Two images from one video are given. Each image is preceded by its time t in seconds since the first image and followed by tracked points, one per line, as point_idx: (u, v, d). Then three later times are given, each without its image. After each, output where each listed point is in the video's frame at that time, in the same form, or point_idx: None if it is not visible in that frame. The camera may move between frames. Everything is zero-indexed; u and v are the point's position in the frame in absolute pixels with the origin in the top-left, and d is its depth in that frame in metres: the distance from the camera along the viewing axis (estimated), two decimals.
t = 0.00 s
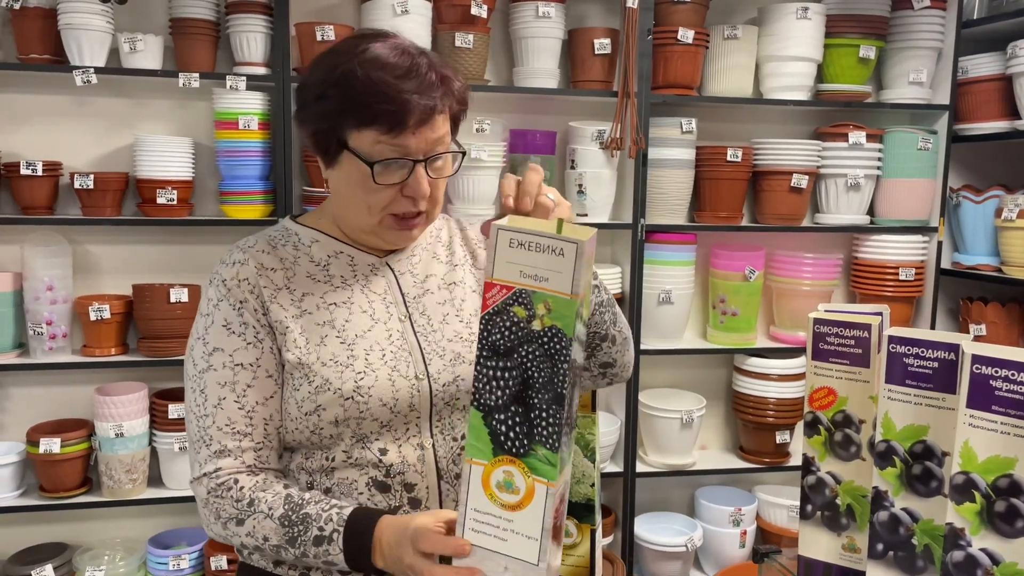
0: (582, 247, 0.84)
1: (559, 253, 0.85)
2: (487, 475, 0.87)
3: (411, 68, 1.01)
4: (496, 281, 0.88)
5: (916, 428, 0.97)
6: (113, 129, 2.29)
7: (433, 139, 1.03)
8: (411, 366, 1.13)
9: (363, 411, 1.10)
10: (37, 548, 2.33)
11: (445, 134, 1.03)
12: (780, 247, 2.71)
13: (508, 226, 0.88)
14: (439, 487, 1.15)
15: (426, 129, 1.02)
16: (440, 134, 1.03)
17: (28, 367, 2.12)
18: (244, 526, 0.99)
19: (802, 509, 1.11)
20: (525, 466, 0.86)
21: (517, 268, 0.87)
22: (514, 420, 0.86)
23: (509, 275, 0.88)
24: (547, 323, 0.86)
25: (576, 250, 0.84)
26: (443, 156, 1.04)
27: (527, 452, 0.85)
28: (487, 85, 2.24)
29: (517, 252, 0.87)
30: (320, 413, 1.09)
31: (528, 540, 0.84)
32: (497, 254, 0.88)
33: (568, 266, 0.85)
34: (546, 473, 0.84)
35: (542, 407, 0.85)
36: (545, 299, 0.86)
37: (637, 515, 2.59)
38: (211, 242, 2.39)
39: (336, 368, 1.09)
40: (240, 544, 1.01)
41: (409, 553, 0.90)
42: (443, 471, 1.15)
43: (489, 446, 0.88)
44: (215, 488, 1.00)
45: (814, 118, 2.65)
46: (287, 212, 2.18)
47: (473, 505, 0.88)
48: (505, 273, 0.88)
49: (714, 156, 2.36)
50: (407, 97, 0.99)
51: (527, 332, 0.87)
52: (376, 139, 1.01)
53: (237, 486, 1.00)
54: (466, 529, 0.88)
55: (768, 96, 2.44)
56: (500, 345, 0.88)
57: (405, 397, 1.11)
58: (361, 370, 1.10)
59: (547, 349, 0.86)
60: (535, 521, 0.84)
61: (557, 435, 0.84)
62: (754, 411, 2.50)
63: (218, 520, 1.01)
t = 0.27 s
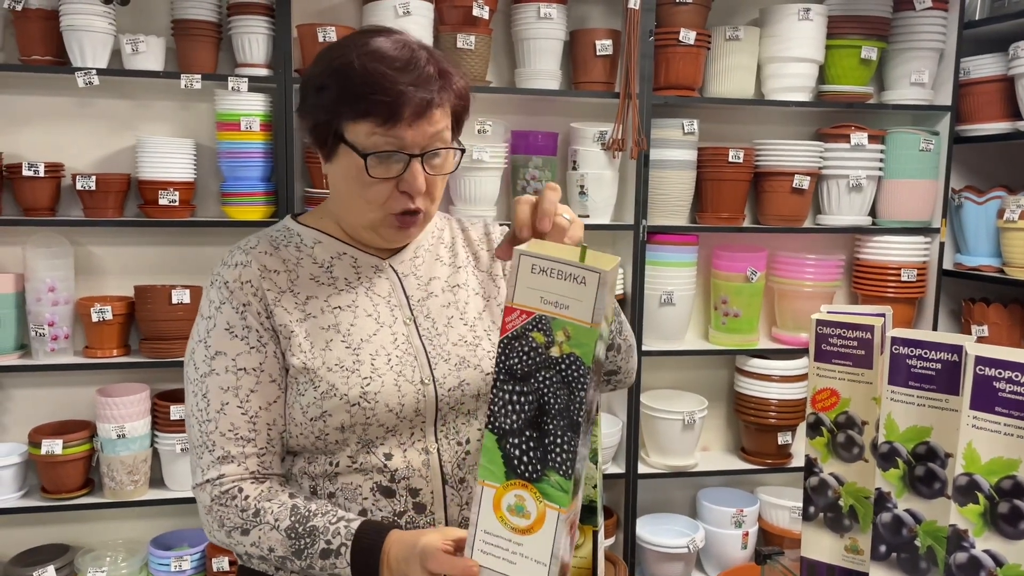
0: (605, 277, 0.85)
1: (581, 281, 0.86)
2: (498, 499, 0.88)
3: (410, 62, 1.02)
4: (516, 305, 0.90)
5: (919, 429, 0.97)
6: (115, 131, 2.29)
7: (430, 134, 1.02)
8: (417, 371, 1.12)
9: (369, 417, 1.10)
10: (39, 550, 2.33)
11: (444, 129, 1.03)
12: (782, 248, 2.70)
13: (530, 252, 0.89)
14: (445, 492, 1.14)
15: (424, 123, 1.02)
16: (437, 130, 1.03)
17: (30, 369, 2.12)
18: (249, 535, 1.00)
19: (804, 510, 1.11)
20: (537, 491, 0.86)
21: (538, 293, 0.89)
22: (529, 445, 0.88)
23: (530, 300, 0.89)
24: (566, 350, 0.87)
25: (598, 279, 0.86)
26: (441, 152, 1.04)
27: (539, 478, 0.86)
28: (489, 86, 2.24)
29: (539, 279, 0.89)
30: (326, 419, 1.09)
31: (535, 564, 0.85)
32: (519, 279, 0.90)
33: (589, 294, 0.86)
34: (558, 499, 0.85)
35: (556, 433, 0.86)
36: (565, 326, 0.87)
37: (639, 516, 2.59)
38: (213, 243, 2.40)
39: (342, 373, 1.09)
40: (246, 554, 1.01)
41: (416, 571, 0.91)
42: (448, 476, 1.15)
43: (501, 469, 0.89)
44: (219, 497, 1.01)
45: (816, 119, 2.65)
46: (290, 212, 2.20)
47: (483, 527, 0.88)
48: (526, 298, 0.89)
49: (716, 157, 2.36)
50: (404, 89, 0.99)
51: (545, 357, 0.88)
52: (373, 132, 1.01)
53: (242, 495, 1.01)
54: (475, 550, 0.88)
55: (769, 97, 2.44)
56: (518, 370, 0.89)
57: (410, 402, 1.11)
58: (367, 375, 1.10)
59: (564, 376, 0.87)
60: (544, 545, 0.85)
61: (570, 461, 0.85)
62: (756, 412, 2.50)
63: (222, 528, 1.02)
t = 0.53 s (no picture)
0: (614, 280, 0.87)
1: (589, 285, 0.89)
2: (501, 503, 0.90)
3: (385, 41, 1.03)
4: (524, 308, 0.91)
5: (921, 431, 0.97)
6: (118, 133, 2.29)
7: (409, 111, 1.03)
8: (411, 373, 1.12)
9: (363, 420, 1.10)
10: (41, 551, 2.33)
11: (422, 106, 1.04)
12: (783, 250, 2.71)
13: (539, 255, 0.91)
14: (440, 494, 1.15)
15: (401, 100, 1.02)
16: (416, 107, 1.03)
17: (32, 370, 2.13)
18: (243, 543, 1.00)
19: (806, 512, 1.11)
20: (541, 496, 0.89)
21: (546, 296, 0.91)
22: (534, 448, 0.90)
23: (537, 304, 0.91)
24: (573, 353, 0.89)
25: (607, 282, 0.88)
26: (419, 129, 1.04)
27: (544, 481, 0.89)
28: (490, 88, 2.24)
29: (548, 281, 0.91)
30: (319, 422, 1.08)
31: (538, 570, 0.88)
32: (528, 282, 0.92)
33: (598, 297, 0.88)
34: (563, 503, 0.88)
35: (562, 436, 0.89)
36: (573, 330, 0.89)
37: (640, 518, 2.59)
38: (216, 245, 2.40)
39: (334, 375, 1.09)
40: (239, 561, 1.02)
41: None
42: (443, 479, 1.15)
43: (506, 473, 0.91)
44: (211, 504, 1.01)
45: (817, 121, 2.65)
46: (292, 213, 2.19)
47: (486, 532, 0.90)
48: (534, 301, 0.91)
49: (717, 158, 2.36)
50: (377, 63, 1.01)
51: (552, 360, 0.90)
52: (350, 111, 1.02)
53: (233, 503, 1.01)
54: (476, 556, 0.90)
55: (771, 99, 2.45)
56: (524, 372, 0.91)
57: (404, 403, 1.11)
58: (361, 377, 1.09)
59: (571, 379, 0.89)
60: (547, 551, 0.87)
61: (575, 465, 0.87)
62: (757, 413, 2.50)
63: (213, 536, 1.02)
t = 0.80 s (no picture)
0: (604, 286, 0.90)
1: (580, 289, 0.91)
2: (482, 507, 0.92)
3: (350, 24, 1.05)
4: (516, 311, 0.94)
5: (923, 433, 0.97)
6: (120, 134, 2.30)
7: (376, 89, 1.03)
8: (393, 373, 1.12)
9: (344, 420, 1.09)
10: (43, 552, 2.33)
11: (389, 84, 1.04)
12: (785, 251, 2.70)
13: (533, 259, 0.94)
14: (423, 496, 1.15)
15: (367, 78, 1.03)
16: (384, 86, 1.04)
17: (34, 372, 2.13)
18: (224, 547, 1.00)
19: (809, 513, 1.12)
20: (522, 502, 0.90)
21: (538, 300, 0.93)
22: (517, 453, 0.91)
23: (529, 307, 0.94)
24: (561, 358, 0.91)
25: (597, 288, 0.90)
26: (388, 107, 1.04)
27: (525, 486, 0.90)
28: (492, 89, 2.24)
29: (540, 285, 0.93)
30: (300, 422, 1.08)
31: None
32: (520, 285, 0.94)
33: (588, 302, 0.90)
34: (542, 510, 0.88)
35: (546, 440, 0.90)
36: (562, 333, 0.92)
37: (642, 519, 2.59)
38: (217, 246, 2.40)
39: (315, 375, 1.08)
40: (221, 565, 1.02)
41: None
42: (426, 481, 1.15)
43: (488, 478, 0.92)
44: (191, 507, 1.01)
45: (819, 122, 2.65)
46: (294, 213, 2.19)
47: (465, 537, 0.91)
48: (526, 304, 0.94)
49: (719, 160, 2.36)
50: (341, 44, 1.02)
51: (540, 364, 0.92)
52: (317, 93, 1.02)
53: (214, 506, 1.01)
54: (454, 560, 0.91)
55: (772, 100, 2.45)
56: (512, 376, 0.94)
57: (387, 404, 1.11)
58: (341, 377, 1.09)
59: (557, 385, 0.90)
60: (525, 558, 0.89)
61: (557, 471, 0.88)
62: (759, 414, 2.50)
63: (194, 539, 1.02)
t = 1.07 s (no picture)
0: (572, 290, 0.86)
1: (549, 294, 0.88)
2: (453, 513, 0.88)
3: (336, 23, 1.05)
4: (489, 316, 0.92)
5: (928, 434, 0.97)
6: (123, 134, 2.30)
7: (366, 89, 1.03)
8: (377, 369, 1.12)
9: (326, 416, 1.09)
10: (45, 552, 2.33)
11: (379, 83, 1.04)
12: (788, 252, 2.70)
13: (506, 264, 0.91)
14: (409, 495, 1.14)
15: (357, 78, 1.03)
16: (373, 86, 1.04)
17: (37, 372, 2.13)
18: (207, 547, 1.01)
19: (813, 514, 1.12)
20: (490, 507, 0.86)
21: (510, 305, 0.90)
22: (487, 458, 0.88)
23: (502, 312, 0.91)
24: (531, 362, 0.88)
25: (566, 292, 0.87)
26: (378, 106, 1.04)
27: (493, 492, 0.86)
28: (495, 90, 2.24)
29: (512, 290, 0.90)
30: (282, 419, 1.08)
31: None
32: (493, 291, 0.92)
33: (557, 307, 0.87)
34: (509, 516, 0.85)
35: (514, 445, 0.87)
36: (532, 338, 0.89)
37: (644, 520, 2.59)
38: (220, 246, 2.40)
39: (298, 372, 1.08)
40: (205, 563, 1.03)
41: None
42: (411, 480, 1.14)
43: (459, 483, 0.89)
44: (175, 505, 1.01)
45: (822, 122, 2.65)
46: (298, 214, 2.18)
47: (436, 543, 0.88)
48: (499, 310, 0.91)
49: (722, 161, 2.36)
50: (330, 44, 1.02)
51: (511, 369, 0.90)
52: (306, 93, 1.02)
53: (197, 504, 1.01)
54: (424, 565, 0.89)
55: (776, 101, 2.44)
56: (485, 381, 0.92)
57: (370, 400, 1.10)
58: (324, 373, 1.09)
59: (527, 388, 0.88)
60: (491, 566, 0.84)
61: (525, 476, 0.85)
62: (761, 415, 2.50)
63: (178, 536, 1.03)
